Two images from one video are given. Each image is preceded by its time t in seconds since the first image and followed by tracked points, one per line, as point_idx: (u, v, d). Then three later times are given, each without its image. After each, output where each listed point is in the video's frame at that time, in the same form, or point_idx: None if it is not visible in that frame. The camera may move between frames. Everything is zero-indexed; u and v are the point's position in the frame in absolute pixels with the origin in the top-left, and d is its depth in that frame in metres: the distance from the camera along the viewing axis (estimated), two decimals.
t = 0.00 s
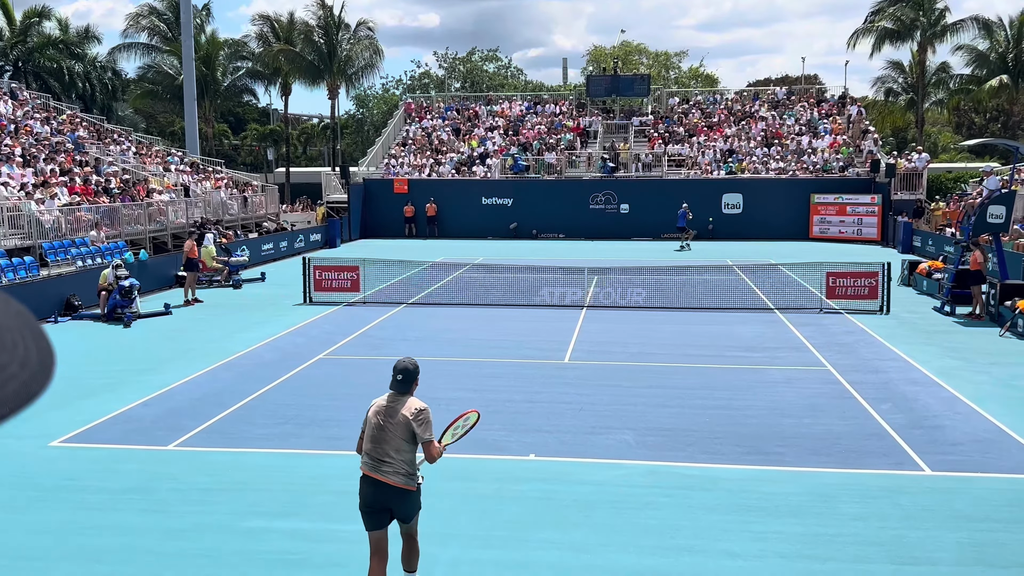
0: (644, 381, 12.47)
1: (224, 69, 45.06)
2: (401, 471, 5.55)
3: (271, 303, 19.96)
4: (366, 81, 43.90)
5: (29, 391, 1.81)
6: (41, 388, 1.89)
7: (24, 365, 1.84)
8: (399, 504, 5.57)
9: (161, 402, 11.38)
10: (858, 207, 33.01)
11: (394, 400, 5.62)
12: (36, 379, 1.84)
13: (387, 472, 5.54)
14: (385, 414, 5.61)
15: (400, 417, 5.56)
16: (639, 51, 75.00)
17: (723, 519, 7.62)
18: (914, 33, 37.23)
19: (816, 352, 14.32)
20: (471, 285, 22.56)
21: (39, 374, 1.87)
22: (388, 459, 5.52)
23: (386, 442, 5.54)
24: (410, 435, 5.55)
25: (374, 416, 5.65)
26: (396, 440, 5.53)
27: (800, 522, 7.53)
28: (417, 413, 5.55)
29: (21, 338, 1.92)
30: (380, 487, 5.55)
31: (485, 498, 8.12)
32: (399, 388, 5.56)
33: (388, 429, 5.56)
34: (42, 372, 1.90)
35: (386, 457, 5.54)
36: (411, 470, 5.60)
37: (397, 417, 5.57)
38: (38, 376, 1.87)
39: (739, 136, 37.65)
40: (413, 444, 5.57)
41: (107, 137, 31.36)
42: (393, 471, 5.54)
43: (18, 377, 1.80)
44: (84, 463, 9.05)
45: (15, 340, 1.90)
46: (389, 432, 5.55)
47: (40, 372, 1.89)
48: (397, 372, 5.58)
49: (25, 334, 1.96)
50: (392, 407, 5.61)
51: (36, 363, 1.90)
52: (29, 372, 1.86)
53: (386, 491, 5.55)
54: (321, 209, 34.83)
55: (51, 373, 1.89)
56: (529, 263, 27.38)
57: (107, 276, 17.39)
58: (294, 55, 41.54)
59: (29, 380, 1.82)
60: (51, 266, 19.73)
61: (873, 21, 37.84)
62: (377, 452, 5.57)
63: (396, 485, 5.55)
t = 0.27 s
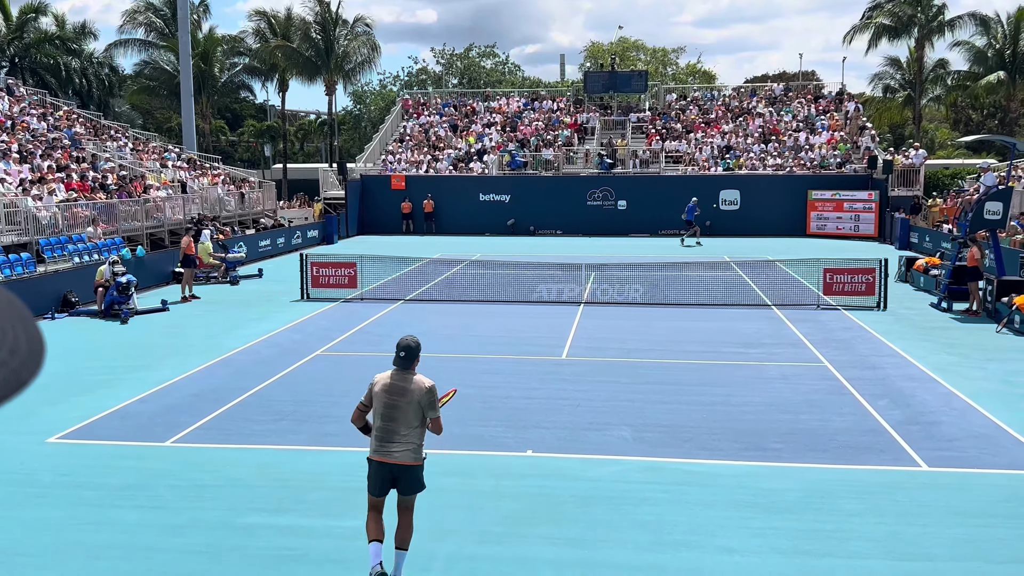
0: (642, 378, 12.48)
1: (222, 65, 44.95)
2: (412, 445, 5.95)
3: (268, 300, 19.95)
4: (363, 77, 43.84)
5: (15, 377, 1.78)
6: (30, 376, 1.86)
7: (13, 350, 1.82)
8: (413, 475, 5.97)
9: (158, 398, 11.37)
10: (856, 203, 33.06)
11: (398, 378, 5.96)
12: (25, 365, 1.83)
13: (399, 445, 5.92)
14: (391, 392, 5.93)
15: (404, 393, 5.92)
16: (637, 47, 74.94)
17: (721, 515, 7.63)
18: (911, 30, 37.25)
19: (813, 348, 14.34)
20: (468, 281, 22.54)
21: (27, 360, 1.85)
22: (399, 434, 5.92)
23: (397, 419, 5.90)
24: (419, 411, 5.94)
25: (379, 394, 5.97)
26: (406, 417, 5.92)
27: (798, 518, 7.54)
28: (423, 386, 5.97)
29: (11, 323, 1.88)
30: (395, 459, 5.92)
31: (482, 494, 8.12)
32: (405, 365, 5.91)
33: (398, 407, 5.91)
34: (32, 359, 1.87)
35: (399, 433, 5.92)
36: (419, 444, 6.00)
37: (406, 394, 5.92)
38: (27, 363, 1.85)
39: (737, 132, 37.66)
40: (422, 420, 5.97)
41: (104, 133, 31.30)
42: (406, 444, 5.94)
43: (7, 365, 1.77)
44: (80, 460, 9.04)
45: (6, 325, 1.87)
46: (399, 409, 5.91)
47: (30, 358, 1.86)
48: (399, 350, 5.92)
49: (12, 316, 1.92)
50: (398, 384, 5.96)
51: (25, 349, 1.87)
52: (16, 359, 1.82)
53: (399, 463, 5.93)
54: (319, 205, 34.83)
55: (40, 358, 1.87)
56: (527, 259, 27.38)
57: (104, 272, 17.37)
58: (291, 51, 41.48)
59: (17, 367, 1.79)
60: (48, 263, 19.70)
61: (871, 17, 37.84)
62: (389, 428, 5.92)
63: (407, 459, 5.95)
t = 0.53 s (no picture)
0: (640, 375, 12.49)
1: (220, 62, 44.87)
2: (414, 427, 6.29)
3: (267, 297, 19.94)
4: (362, 74, 43.80)
5: (7, 370, 1.80)
6: (21, 368, 1.86)
7: (6, 345, 1.83)
8: (417, 453, 6.32)
9: (157, 395, 11.36)
10: (854, 200, 33.08)
11: (401, 364, 6.30)
12: (16, 358, 1.84)
13: (403, 427, 6.27)
14: (394, 375, 6.29)
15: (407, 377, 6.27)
16: (635, 44, 74.92)
17: (718, 512, 7.64)
18: (909, 27, 37.27)
19: (811, 345, 14.35)
20: (467, 279, 22.53)
21: (19, 353, 1.85)
22: (402, 416, 6.26)
23: (400, 403, 6.25)
24: (421, 394, 6.29)
25: (384, 379, 6.32)
26: (409, 400, 6.26)
27: (795, 514, 7.56)
28: (424, 370, 6.31)
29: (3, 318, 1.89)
30: (399, 440, 6.29)
31: (481, 491, 8.14)
32: (405, 352, 6.23)
33: (401, 391, 6.26)
34: (24, 354, 1.88)
35: (401, 415, 6.27)
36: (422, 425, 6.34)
37: (408, 377, 6.27)
38: (19, 356, 1.86)
39: (735, 129, 37.67)
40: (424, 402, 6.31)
41: (102, 130, 31.26)
42: (408, 424, 6.28)
43: None
44: (79, 457, 9.03)
45: None
46: (402, 393, 6.25)
47: (20, 352, 1.86)
48: (400, 338, 6.26)
49: (4, 312, 1.92)
50: (401, 369, 6.31)
51: (16, 343, 1.87)
52: (8, 353, 1.83)
53: (403, 443, 6.30)
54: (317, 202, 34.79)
55: (32, 350, 1.87)
56: (525, 256, 27.39)
57: (102, 269, 17.35)
58: (289, 48, 41.44)
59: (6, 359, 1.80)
60: (46, 260, 19.68)
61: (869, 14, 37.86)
62: (392, 411, 6.27)
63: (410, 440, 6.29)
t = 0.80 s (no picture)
0: (639, 373, 12.49)
1: (218, 60, 44.80)
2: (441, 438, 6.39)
3: (266, 295, 19.94)
4: (360, 72, 43.75)
5: (6, 371, 1.79)
6: (19, 369, 1.85)
7: (4, 346, 1.81)
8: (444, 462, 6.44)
9: (155, 394, 11.35)
10: (852, 198, 33.06)
11: (428, 377, 6.38)
12: (14, 359, 1.83)
13: (430, 438, 6.37)
14: (422, 389, 6.36)
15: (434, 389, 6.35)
16: (634, 42, 74.87)
17: (717, 509, 7.64)
18: (908, 24, 37.25)
19: (811, 343, 14.34)
20: (466, 277, 22.52)
21: (16, 353, 1.84)
22: (429, 429, 6.35)
23: (427, 415, 6.34)
24: (447, 407, 6.37)
25: (413, 392, 6.39)
26: (435, 412, 6.34)
27: (794, 512, 7.57)
28: (449, 384, 6.37)
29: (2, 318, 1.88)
30: (426, 451, 6.39)
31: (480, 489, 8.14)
32: (433, 365, 6.32)
33: (428, 403, 6.35)
34: (19, 356, 1.86)
35: (427, 427, 6.36)
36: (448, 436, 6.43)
37: (435, 389, 6.34)
38: (15, 358, 1.84)
39: (734, 127, 37.67)
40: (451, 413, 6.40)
41: (100, 128, 31.23)
42: (434, 436, 6.37)
43: None
44: (77, 456, 9.03)
45: None
46: (429, 405, 6.34)
47: (18, 352, 1.85)
48: (428, 351, 6.33)
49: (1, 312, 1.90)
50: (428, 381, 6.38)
51: (13, 344, 1.86)
52: (7, 354, 1.82)
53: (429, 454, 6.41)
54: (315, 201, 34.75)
55: (29, 351, 1.86)
56: (524, 254, 27.37)
57: (100, 268, 17.34)
58: (287, 46, 41.40)
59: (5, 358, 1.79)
60: (45, 258, 19.66)
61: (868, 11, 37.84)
62: (420, 423, 6.36)
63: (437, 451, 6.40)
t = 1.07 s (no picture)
0: (638, 371, 12.49)
1: (216, 59, 44.73)
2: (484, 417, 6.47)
3: (265, 294, 19.94)
4: (358, 71, 43.70)
5: (9, 369, 1.79)
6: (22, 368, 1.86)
7: (5, 342, 1.81)
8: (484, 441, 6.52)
9: (154, 392, 11.34)
10: (851, 197, 33.05)
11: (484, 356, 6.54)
12: (17, 357, 1.83)
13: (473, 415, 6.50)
14: (475, 366, 6.54)
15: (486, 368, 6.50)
16: (633, 41, 74.85)
17: (716, 508, 7.65)
18: (906, 23, 37.26)
19: (808, 342, 14.35)
20: (464, 276, 22.51)
21: (19, 353, 1.84)
22: (474, 405, 6.49)
23: (473, 392, 6.49)
24: (494, 387, 6.47)
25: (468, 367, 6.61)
26: (481, 390, 6.46)
27: (792, 510, 7.58)
28: (501, 368, 6.48)
29: (5, 317, 1.88)
30: (470, 427, 6.52)
31: (480, 487, 8.14)
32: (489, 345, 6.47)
33: (477, 380, 6.50)
34: (23, 353, 1.87)
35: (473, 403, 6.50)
36: (494, 417, 6.50)
37: (485, 368, 6.49)
38: (18, 355, 1.85)
39: (732, 126, 37.69)
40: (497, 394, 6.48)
41: (98, 127, 31.21)
42: (478, 413, 6.48)
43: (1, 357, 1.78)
44: (76, 454, 9.03)
45: None
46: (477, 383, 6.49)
47: (21, 351, 1.86)
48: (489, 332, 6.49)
49: (4, 309, 1.90)
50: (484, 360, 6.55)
51: (16, 342, 1.86)
52: (9, 353, 1.82)
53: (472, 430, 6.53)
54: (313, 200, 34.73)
55: (33, 350, 1.87)
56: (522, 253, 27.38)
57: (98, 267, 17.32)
58: (285, 45, 41.37)
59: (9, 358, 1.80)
60: (43, 257, 19.64)
61: (867, 10, 37.84)
62: (467, 398, 6.52)
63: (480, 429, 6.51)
